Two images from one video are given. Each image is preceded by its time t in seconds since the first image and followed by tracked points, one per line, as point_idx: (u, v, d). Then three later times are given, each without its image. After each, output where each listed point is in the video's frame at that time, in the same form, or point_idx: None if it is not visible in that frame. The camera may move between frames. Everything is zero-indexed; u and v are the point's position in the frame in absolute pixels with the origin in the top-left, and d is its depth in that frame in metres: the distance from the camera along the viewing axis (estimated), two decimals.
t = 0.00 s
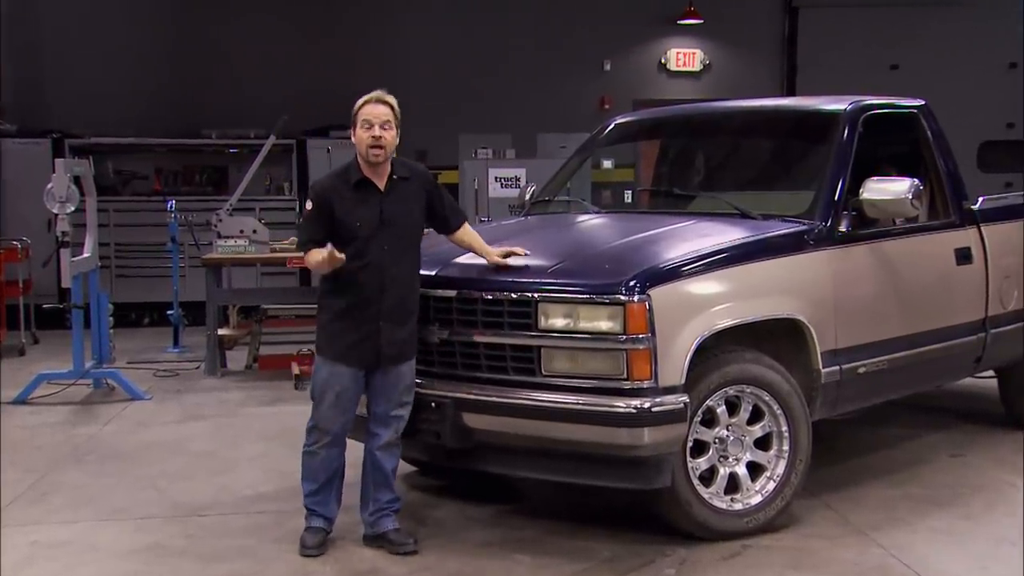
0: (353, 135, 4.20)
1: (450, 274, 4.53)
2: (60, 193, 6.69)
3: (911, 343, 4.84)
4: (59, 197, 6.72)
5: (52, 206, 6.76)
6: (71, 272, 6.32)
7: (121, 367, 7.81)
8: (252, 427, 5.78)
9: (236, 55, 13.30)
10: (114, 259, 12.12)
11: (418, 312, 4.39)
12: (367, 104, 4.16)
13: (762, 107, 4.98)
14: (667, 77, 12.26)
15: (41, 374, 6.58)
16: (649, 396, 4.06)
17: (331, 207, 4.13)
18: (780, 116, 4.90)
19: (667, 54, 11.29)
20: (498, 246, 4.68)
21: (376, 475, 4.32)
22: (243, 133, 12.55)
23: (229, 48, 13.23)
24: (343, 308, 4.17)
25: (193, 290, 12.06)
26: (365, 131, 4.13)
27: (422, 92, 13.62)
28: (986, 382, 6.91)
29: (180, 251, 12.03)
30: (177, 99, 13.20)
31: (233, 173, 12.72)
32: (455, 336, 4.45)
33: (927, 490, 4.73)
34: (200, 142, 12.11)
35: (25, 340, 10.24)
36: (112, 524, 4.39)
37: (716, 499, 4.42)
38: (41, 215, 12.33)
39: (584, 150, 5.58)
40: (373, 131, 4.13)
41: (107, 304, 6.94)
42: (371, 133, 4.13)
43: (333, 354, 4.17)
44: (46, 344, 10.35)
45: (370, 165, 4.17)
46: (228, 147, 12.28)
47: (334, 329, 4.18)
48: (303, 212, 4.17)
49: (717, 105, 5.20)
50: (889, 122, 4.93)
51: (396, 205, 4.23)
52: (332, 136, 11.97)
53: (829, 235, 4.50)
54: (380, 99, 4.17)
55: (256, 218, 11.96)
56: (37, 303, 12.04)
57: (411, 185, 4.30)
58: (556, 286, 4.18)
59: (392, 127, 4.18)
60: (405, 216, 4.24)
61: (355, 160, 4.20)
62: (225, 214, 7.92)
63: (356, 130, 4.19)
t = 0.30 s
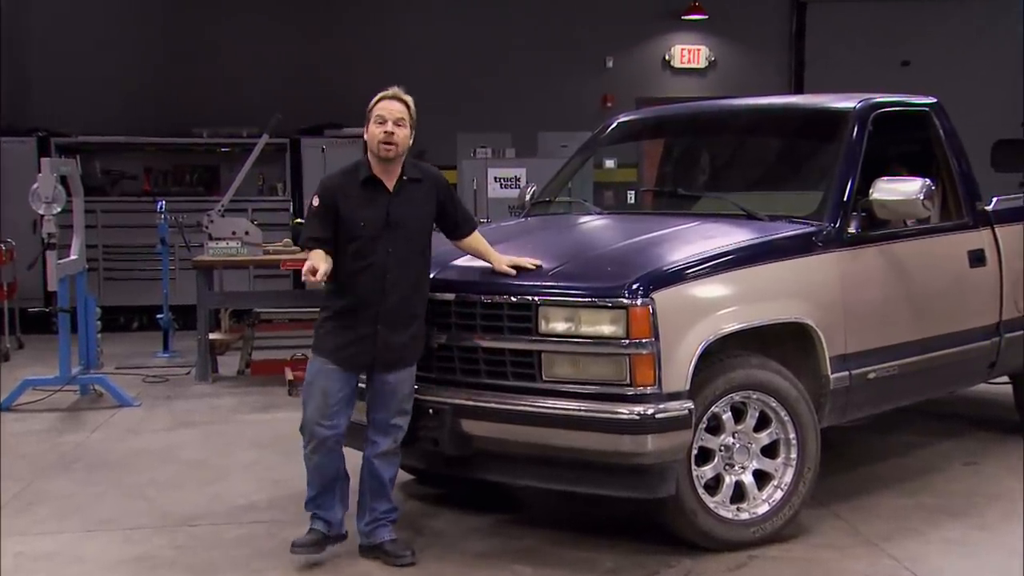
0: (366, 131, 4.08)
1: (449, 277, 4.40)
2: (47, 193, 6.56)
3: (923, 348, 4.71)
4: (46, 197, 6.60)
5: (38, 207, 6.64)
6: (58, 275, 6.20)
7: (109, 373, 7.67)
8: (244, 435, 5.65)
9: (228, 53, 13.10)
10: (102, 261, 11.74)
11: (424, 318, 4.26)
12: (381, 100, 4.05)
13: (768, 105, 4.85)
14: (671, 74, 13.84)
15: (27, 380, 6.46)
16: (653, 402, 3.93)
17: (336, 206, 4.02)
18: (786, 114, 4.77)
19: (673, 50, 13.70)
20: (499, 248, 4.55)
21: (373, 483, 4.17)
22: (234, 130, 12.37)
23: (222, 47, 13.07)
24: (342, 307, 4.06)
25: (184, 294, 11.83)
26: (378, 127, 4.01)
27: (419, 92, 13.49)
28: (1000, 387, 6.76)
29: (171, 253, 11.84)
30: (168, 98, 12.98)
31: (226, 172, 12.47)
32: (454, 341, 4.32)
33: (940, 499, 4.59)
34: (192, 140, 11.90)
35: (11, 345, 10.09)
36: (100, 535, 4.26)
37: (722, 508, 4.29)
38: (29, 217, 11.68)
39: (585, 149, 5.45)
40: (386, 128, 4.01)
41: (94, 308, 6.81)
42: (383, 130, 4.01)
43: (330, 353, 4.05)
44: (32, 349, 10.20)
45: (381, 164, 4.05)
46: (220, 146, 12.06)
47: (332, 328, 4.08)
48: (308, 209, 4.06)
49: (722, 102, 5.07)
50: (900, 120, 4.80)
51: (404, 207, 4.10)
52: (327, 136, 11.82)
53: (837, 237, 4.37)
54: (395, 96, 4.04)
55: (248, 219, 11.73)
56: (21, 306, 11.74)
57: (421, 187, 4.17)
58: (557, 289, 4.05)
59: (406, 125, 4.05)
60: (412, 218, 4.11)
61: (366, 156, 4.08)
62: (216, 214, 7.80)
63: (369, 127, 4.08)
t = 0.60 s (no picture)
0: (369, 125, 3.96)
1: (446, 279, 4.27)
2: (32, 192, 6.43)
3: (935, 352, 4.59)
4: (31, 197, 6.47)
5: (24, 206, 6.51)
6: (43, 277, 6.08)
7: (96, 378, 7.53)
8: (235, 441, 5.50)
9: (218, 52, 12.70)
10: (88, 262, 11.53)
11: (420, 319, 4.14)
12: (386, 95, 3.93)
13: (775, 103, 4.73)
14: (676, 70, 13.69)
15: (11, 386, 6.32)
16: (657, 408, 3.80)
17: (333, 200, 3.89)
18: (794, 112, 4.64)
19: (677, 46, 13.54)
20: (498, 249, 4.42)
21: (370, 492, 4.07)
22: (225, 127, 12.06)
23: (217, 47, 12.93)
24: (337, 309, 3.91)
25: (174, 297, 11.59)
26: (382, 122, 3.90)
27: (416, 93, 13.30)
28: (1012, 393, 6.60)
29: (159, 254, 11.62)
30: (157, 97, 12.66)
31: (217, 172, 12.28)
32: (451, 345, 4.19)
33: (954, 508, 4.46)
34: (178, 137, 11.65)
35: None
36: (85, 546, 4.12)
37: (728, 517, 4.16)
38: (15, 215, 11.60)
39: (587, 147, 5.32)
40: (391, 123, 3.90)
41: (81, 311, 6.71)
42: (388, 124, 3.90)
43: (328, 360, 3.93)
44: (18, 353, 10.03)
45: (382, 158, 3.92)
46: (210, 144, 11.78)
47: (328, 331, 3.93)
48: (302, 203, 3.93)
49: (727, 99, 4.94)
50: (912, 118, 4.67)
51: (402, 205, 3.97)
52: (323, 133, 11.71)
53: (847, 237, 4.25)
54: (402, 92, 3.94)
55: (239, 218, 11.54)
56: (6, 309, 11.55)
57: (421, 188, 4.04)
58: (558, 291, 3.93)
59: (411, 122, 3.95)
60: (411, 218, 3.98)
61: (367, 151, 3.95)
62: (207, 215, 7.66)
63: (371, 121, 3.96)
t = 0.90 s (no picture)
0: (350, 127, 3.87)
1: (445, 281, 4.14)
2: (17, 192, 6.31)
3: (947, 356, 4.47)
4: (16, 197, 6.34)
5: (8, 207, 6.38)
6: (29, 279, 5.99)
7: (83, 383, 7.39)
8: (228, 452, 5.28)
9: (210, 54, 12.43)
10: (76, 265, 11.05)
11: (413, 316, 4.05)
12: (369, 96, 3.83)
13: (783, 100, 4.61)
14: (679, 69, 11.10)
15: None
16: (661, 414, 3.70)
17: (317, 205, 3.83)
18: (801, 110, 4.52)
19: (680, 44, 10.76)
20: (498, 250, 4.31)
21: (371, 503, 3.95)
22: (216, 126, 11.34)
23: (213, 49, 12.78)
24: (326, 314, 3.83)
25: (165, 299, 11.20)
26: (366, 124, 3.80)
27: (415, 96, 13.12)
28: None
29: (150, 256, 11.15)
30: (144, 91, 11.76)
31: (207, 171, 11.61)
32: (449, 349, 4.06)
33: (966, 518, 4.34)
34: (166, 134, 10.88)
35: None
36: (72, 557, 3.99)
37: (734, 526, 4.04)
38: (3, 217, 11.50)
39: (588, 147, 5.19)
40: (376, 125, 3.80)
41: (68, 314, 6.61)
42: (372, 127, 3.81)
43: (316, 365, 3.86)
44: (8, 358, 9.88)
45: (365, 161, 3.85)
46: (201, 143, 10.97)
47: (316, 335, 3.86)
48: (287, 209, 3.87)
49: (733, 97, 4.82)
50: (924, 116, 4.55)
51: (388, 202, 3.88)
52: (316, 131, 11.33)
53: (857, 239, 4.13)
54: (385, 93, 3.84)
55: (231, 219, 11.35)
56: None
57: (406, 184, 3.95)
58: (559, 294, 3.81)
59: (395, 123, 3.86)
60: (397, 213, 3.89)
61: (349, 152, 3.87)
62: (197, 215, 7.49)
63: (354, 122, 3.86)
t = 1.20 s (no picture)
0: (348, 133, 3.81)
1: (443, 284, 4.02)
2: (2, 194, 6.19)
3: (960, 362, 4.35)
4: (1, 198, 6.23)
5: None
6: (13, 281, 5.89)
7: (68, 390, 7.26)
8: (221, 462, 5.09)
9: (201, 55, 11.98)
10: (61, 267, 10.54)
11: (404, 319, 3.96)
12: (382, 110, 3.80)
13: (790, 98, 4.49)
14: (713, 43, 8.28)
15: None
16: (665, 422, 3.58)
17: (298, 208, 3.83)
18: (808, 107, 4.40)
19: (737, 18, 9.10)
20: (496, 252, 4.20)
21: (392, 513, 3.99)
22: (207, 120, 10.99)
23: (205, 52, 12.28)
24: (311, 317, 3.86)
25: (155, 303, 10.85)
26: (377, 140, 3.80)
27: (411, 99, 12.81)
28: None
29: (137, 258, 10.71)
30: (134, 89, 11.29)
31: (198, 171, 11.27)
32: (447, 355, 3.94)
33: (980, 529, 4.21)
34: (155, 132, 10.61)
35: None
36: (58, 569, 3.86)
37: (741, 537, 3.91)
38: None
39: (590, 146, 5.07)
40: (386, 142, 3.82)
41: (53, 319, 6.50)
42: (378, 145, 3.81)
43: (302, 374, 3.88)
44: None
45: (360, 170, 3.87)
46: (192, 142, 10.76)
47: (301, 341, 3.88)
48: (270, 216, 3.87)
49: (739, 94, 4.70)
50: (936, 114, 4.42)
51: (373, 203, 3.90)
52: (312, 130, 10.78)
53: (867, 241, 4.01)
54: (391, 107, 3.82)
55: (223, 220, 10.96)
56: None
57: (391, 183, 3.96)
58: (559, 297, 3.70)
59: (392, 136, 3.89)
60: (382, 215, 3.91)
61: (342, 158, 3.85)
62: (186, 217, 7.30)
63: (358, 130, 3.80)
